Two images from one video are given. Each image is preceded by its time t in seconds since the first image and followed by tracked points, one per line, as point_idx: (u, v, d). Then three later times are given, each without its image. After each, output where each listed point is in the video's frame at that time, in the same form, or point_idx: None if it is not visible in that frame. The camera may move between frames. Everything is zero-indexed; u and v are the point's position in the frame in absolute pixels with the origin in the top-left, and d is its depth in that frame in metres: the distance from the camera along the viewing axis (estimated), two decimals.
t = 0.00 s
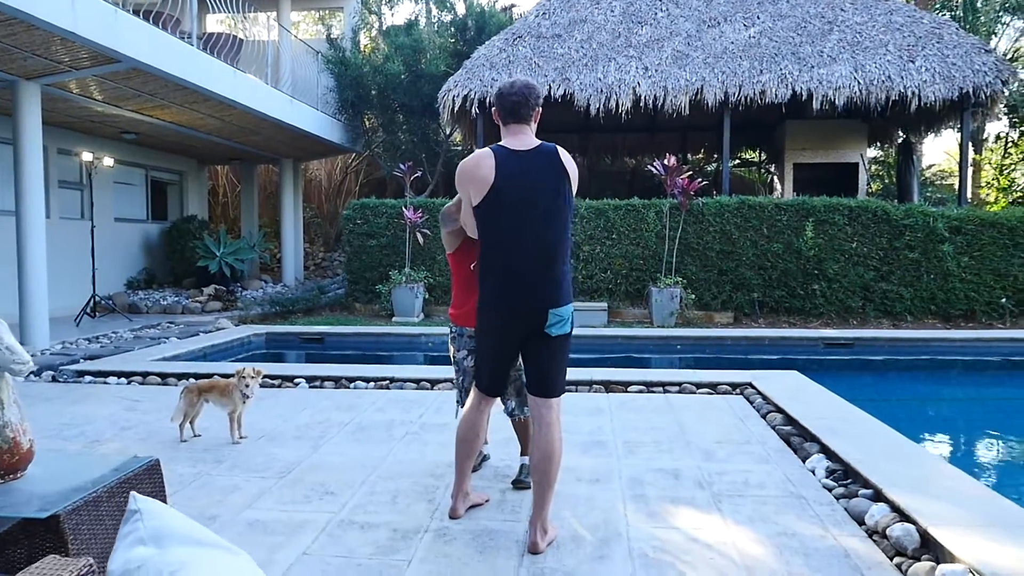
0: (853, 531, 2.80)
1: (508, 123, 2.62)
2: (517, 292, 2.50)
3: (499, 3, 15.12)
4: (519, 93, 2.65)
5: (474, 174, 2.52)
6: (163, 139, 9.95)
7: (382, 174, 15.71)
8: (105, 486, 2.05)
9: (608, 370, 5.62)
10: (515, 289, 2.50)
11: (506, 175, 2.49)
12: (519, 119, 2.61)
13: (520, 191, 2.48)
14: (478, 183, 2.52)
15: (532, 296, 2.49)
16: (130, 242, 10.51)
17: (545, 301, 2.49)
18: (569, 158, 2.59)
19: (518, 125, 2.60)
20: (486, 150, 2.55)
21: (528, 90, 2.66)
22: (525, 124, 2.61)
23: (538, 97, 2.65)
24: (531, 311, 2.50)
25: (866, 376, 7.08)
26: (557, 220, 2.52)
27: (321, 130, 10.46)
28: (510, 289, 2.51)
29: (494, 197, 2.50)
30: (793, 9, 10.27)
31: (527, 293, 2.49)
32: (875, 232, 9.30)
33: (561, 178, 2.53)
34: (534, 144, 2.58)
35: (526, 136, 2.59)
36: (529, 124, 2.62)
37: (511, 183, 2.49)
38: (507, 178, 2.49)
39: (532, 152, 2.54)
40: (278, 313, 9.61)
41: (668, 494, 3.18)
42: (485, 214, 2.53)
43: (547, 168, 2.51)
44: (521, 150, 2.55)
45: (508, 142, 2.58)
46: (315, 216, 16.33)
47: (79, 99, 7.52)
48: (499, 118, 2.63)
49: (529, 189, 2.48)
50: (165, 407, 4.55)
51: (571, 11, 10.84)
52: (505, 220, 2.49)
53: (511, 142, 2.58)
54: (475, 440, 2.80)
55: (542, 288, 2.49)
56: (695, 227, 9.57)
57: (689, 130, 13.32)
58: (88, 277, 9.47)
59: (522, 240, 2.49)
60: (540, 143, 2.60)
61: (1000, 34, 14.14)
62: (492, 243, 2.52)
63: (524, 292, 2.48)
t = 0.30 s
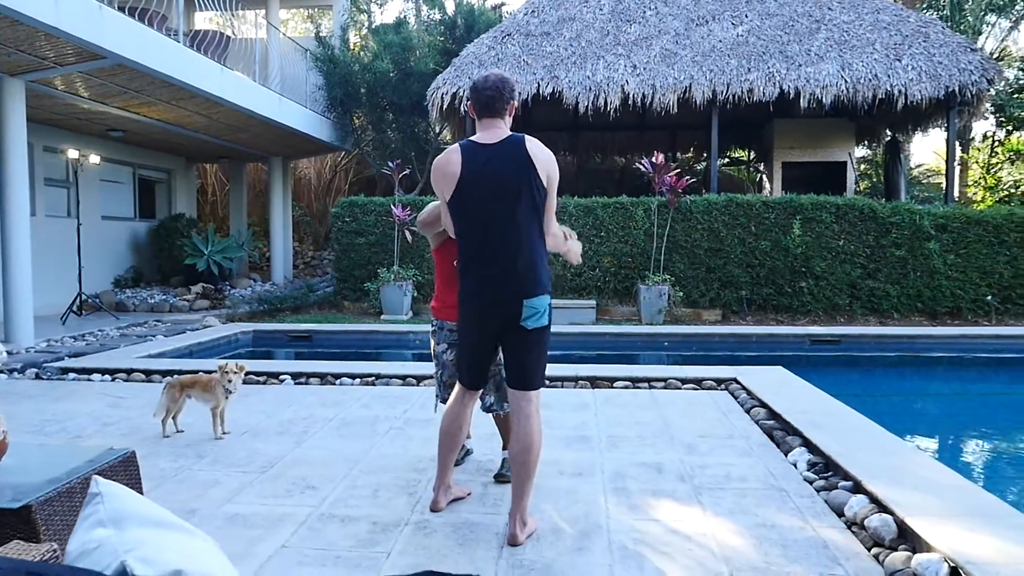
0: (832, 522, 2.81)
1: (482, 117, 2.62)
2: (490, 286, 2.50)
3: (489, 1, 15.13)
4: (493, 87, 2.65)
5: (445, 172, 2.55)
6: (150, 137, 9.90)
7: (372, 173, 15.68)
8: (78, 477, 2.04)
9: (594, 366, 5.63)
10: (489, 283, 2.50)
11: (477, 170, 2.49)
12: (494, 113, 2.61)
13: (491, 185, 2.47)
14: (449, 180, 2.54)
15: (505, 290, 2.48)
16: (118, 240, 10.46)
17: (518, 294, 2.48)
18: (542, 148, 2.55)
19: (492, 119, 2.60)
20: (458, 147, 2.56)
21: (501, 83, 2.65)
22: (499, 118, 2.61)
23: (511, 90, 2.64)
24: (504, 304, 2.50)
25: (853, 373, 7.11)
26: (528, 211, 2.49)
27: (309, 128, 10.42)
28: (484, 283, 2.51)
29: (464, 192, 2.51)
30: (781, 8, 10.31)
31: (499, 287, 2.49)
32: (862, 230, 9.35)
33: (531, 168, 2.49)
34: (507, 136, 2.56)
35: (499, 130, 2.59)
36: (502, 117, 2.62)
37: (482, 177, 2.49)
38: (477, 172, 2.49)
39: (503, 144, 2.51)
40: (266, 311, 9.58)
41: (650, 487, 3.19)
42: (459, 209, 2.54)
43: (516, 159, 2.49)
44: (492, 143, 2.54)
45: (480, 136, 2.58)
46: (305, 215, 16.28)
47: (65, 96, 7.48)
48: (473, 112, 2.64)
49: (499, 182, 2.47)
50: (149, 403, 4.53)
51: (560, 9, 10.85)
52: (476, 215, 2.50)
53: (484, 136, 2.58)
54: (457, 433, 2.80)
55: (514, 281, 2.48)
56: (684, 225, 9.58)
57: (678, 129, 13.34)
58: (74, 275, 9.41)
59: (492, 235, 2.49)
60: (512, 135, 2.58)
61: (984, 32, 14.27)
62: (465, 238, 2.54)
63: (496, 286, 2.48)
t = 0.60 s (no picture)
0: (811, 514, 2.81)
1: (462, 107, 2.60)
2: (467, 277, 2.49)
3: None
4: (474, 77, 2.64)
5: (424, 162, 2.52)
6: (132, 135, 9.81)
7: (359, 171, 15.63)
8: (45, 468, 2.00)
9: (578, 362, 5.63)
10: (466, 275, 2.49)
11: (455, 161, 2.48)
12: (474, 103, 2.59)
13: (468, 177, 2.46)
14: (427, 171, 2.51)
15: (481, 282, 2.48)
16: (100, 239, 10.36)
17: (495, 285, 2.48)
18: (521, 139, 2.54)
19: (472, 108, 2.58)
20: (437, 137, 2.53)
21: (482, 74, 2.64)
22: (479, 108, 2.59)
23: (492, 80, 2.63)
24: (481, 296, 2.49)
25: (838, 369, 7.15)
26: (505, 203, 2.48)
27: (295, 127, 10.35)
28: (461, 274, 2.50)
29: (441, 183, 2.49)
30: (766, 7, 10.36)
31: (476, 278, 2.48)
32: (846, 228, 9.40)
33: (509, 160, 2.48)
34: (486, 127, 2.55)
35: (480, 120, 2.57)
36: (483, 107, 2.60)
37: (460, 169, 2.47)
38: (455, 163, 2.47)
39: (480, 136, 2.50)
40: (251, 310, 9.52)
41: (630, 481, 3.18)
42: (437, 201, 2.52)
43: (493, 151, 2.47)
44: (471, 134, 2.52)
45: (459, 127, 2.56)
46: (291, 213, 16.20)
47: (45, 92, 7.40)
48: (454, 102, 2.62)
49: (477, 173, 2.46)
50: (128, 400, 4.49)
51: (545, 7, 10.85)
52: (453, 206, 2.48)
53: (463, 126, 2.56)
54: (436, 427, 2.79)
55: (491, 272, 2.48)
56: (669, 223, 9.60)
57: (665, 128, 13.38)
58: (56, 273, 9.32)
59: (469, 226, 2.48)
60: (493, 125, 2.56)
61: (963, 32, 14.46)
62: (442, 228, 2.52)
63: (472, 278, 2.48)
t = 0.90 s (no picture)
0: (789, 509, 2.80)
1: (441, 97, 2.55)
2: (448, 272, 2.45)
3: None
4: (453, 67, 2.59)
5: (406, 153, 2.44)
6: (114, 131, 9.71)
7: (344, 169, 15.55)
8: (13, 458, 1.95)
9: (562, 359, 5.61)
10: (448, 270, 2.45)
11: (439, 154, 2.43)
12: (453, 94, 2.55)
13: (452, 171, 2.42)
14: (409, 162, 2.44)
15: (463, 276, 2.44)
16: (82, 236, 10.25)
17: (477, 280, 2.45)
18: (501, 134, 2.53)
19: (451, 99, 2.53)
20: (418, 128, 2.47)
21: (461, 65, 2.60)
22: (458, 99, 2.55)
23: (471, 72, 2.60)
24: (463, 290, 2.46)
25: (824, 367, 7.16)
26: (489, 198, 2.46)
27: (279, 123, 10.26)
28: (443, 268, 2.46)
29: (425, 176, 2.43)
30: (751, 5, 10.38)
31: (457, 273, 2.45)
32: (831, 226, 9.43)
33: (492, 155, 2.47)
34: (468, 120, 2.51)
35: (459, 112, 2.53)
36: (462, 98, 2.56)
37: (444, 162, 2.42)
38: (439, 156, 2.42)
39: (463, 129, 2.47)
40: (234, 308, 9.45)
41: (610, 477, 3.16)
42: (418, 195, 2.46)
43: (477, 146, 2.45)
44: (453, 127, 2.48)
45: (440, 119, 2.51)
46: (276, 211, 16.10)
47: (25, 87, 7.30)
48: (432, 92, 2.57)
49: (462, 167, 2.43)
50: (105, 397, 4.43)
51: (531, 4, 10.83)
52: (437, 200, 2.44)
53: (443, 118, 2.51)
54: (412, 423, 2.76)
55: (473, 267, 2.45)
56: (655, 220, 9.60)
57: (651, 126, 13.39)
58: (36, 271, 9.21)
59: (452, 220, 2.44)
60: (474, 120, 2.52)
61: (947, 30, 14.57)
62: (424, 222, 2.47)
63: (455, 272, 2.44)
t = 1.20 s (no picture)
0: (767, 508, 2.77)
1: (410, 90, 2.51)
2: (421, 269, 2.40)
3: None
4: (421, 58, 2.55)
5: (377, 147, 2.37)
6: (95, 130, 9.60)
7: (331, 168, 15.47)
8: None
9: (545, 357, 5.58)
10: (421, 265, 2.39)
11: (412, 147, 2.37)
12: (421, 86, 2.52)
13: (425, 166, 2.37)
14: (380, 156, 2.37)
15: (437, 272, 2.39)
16: (64, 236, 10.13)
17: (450, 277, 2.40)
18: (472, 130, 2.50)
19: (419, 91, 2.49)
20: (390, 121, 2.40)
21: (430, 57, 2.56)
22: (427, 92, 2.52)
23: (439, 65, 2.57)
24: (435, 288, 2.41)
25: (811, 366, 7.14)
26: (462, 194, 2.43)
27: (263, 122, 10.16)
28: (414, 266, 2.40)
29: (397, 171, 2.37)
30: (737, 3, 10.37)
31: (430, 269, 2.39)
32: (817, 224, 9.43)
33: (465, 151, 2.44)
34: (439, 114, 2.47)
35: (427, 105, 2.49)
36: (430, 91, 2.52)
37: (418, 155, 2.37)
38: (411, 151, 2.37)
39: (435, 124, 2.42)
40: (218, 308, 9.37)
41: (587, 476, 3.12)
42: (390, 189, 2.40)
43: (451, 142, 2.42)
44: (424, 121, 2.43)
45: (410, 112, 2.46)
46: (263, 211, 15.99)
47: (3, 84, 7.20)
48: (400, 84, 2.53)
49: (435, 161, 2.38)
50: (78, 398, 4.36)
51: (517, 2, 10.79)
52: (409, 195, 2.38)
53: (412, 111, 2.47)
54: (382, 422, 2.71)
55: (446, 263, 2.40)
56: (641, 219, 9.57)
57: (640, 125, 13.36)
58: (16, 271, 9.09)
59: (425, 216, 2.38)
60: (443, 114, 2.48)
61: (933, 29, 14.64)
62: (395, 218, 2.40)
63: (428, 269, 2.39)
